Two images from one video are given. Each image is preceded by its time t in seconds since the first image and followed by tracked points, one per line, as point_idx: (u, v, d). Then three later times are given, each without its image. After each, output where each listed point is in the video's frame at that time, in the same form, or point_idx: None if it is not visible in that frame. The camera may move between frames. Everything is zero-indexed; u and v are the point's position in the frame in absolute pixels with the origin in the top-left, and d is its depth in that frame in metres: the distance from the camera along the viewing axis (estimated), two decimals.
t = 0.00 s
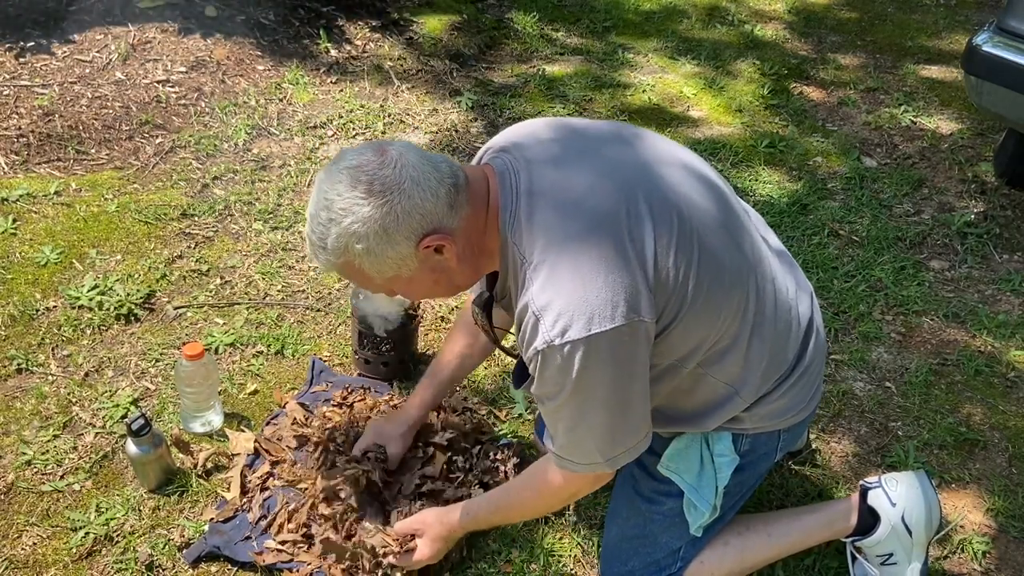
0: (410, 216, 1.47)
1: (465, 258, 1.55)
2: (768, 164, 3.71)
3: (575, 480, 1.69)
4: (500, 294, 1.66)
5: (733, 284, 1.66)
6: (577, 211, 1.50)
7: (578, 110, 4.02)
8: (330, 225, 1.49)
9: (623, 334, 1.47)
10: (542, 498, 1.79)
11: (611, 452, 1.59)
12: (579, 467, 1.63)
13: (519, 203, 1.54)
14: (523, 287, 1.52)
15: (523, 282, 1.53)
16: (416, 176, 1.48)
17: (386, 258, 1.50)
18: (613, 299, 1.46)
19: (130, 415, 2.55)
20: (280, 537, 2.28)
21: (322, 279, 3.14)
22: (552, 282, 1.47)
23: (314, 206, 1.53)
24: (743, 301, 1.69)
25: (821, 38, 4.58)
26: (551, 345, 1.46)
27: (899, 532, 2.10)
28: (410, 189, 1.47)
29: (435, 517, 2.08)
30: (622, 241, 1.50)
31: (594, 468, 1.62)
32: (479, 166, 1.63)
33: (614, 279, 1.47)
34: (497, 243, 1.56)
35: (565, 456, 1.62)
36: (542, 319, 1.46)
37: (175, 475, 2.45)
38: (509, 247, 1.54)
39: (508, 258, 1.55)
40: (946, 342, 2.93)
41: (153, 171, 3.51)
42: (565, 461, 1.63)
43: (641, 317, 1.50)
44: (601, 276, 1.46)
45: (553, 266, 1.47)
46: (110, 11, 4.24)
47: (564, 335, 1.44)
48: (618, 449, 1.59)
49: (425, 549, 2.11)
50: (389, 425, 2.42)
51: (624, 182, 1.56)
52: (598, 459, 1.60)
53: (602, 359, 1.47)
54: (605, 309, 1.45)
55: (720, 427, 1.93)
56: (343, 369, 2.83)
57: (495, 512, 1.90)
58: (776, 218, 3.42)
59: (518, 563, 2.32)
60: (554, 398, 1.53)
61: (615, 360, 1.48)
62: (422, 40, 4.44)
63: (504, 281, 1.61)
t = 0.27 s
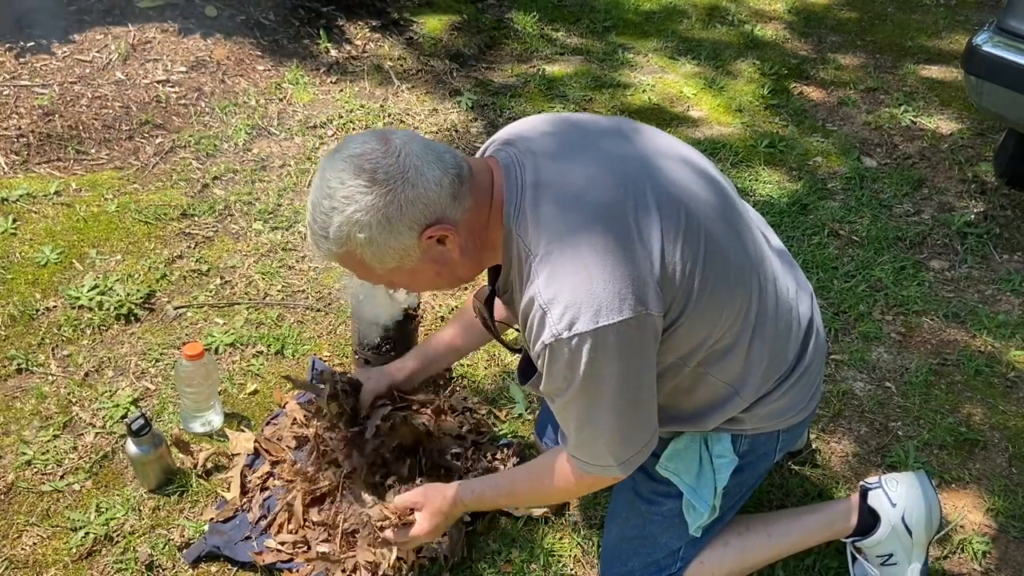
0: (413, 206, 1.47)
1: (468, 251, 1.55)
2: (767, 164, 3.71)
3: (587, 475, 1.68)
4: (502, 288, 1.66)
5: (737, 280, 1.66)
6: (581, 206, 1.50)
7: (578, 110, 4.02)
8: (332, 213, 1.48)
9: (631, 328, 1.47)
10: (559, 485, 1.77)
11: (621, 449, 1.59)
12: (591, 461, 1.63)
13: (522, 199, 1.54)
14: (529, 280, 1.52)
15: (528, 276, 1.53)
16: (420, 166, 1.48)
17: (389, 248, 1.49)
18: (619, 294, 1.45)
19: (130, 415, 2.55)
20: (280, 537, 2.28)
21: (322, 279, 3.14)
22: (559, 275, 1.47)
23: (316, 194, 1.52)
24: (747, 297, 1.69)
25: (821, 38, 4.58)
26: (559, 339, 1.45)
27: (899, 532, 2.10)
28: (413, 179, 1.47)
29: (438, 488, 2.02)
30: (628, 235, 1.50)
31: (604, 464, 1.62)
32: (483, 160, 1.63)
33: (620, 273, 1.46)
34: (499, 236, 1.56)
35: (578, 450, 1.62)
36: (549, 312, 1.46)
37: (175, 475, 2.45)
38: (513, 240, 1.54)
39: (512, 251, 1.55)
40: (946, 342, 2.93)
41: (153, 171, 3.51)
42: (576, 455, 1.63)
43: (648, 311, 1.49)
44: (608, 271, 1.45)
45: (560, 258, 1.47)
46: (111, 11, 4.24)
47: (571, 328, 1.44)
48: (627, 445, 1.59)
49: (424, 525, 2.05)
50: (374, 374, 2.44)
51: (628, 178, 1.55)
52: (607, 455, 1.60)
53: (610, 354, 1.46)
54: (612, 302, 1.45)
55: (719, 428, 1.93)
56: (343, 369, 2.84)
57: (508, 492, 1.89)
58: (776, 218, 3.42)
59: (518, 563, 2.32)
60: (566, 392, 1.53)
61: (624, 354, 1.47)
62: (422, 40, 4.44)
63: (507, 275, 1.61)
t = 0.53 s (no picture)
0: (417, 199, 1.47)
1: (470, 245, 1.56)
2: (767, 164, 3.71)
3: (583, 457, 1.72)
4: (504, 284, 1.66)
5: (740, 278, 1.66)
6: (584, 201, 1.49)
7: (578, 109, 4.02)
8: (336, 204, 1.48)
9: (634, 321, 1.47)
10: (553, 461, 1.81)
11: (620, 439, 1.61)
12: (589, 448, 1.65)
13: (525, 195, 1.54)
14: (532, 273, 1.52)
15: (531, 270, 1.53)
16: (424, 160, 1.48)
17: (392, 241, 1.49)
18: (622, 288, 1.46)
19: (130, 415, 2.55)
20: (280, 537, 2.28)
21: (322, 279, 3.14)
22: (562, 268, 1.47)
23: (319, 185, 1.52)
24: (750, 295, 1.69)
25: (821, 38, 4.59)
26: (562, 331, 1.46)
27: (899, 532, 2.10)
28: (418, 172, 1.47)
29: (432, 451, 2.02)
30: (632, 229, 1.50)
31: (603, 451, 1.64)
32: (486, 155, 1.63)
33: (623, 268, 1.46)
34: (501, 232, 1.57)
35: (577, 438, 1.64)
36: (553, 305, 1.47)
37: (175, 475, 2.45)
38: (516, 234, 1.54)
39: (515, 246, 1.55)
40: (946, 342, 2.93)
41: (153, 171, 3.51)
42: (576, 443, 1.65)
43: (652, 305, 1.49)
44: (612, 265, 1.45)
45: (564, 252, 1.47)
46: (111, 11, 4.24)
47: (574, 321, 1.45)
48: (627, 436, 1.61)
49: (417, 487, 2.04)
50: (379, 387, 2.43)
51: (631, 173, 1.55)
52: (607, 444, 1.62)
53: (612, 347, 1.47)
54: (615, 296, 1.45)
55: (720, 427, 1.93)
56: (343, 369, 2.84)
57: (499, 461, 1.91)
58: (776, 218, 3.42)
59: (518, 563, 2.31)
60: (567, 381, 1.54)
61: (626, 347, 1.48)
62: (422, 40, 4.44)
63: (509, 270, 1.61)
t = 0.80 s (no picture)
0: (417, 193, 1.47)
1: (469, 240, 1.56)
2: (768, 164, 3.71)
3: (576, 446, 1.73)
4: (504, 280, 1.66)
5: (739, 277, 1.66)
6: (584, 199, 1.50)
7: (578, 109, 4.02)
8: (336, 197, 1.48)
9: (631, 317, 1.48)
10: (545, 449, 1.86)
11: (616, 432, 1.62)
12: (582, 441, 1.67)
13: (525, 190, 1.54)
14: (531, 269, 1.52)
15: (530, 265, 1.53)
16: (425, 154, 1.48)
17: (392, 235, 1.49)
18: (620, 286, 1.46)
19: (130, 415, 2.55)
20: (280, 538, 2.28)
21: (322, 279, 3.14)
22: (561, 264, 1.47)
23: (320, 178, 1.51)
24: (748, 294, 1.69)
25: (821, 38, 4.59)
26: (559, 327, 1.47)
27: (899, 532, 2.10)
28: (418, 166, 1.47)
29: (421, 432, 2.09)
30: (631, 226, 1.50)
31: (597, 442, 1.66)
32: (487, 150, 1.63)
33: (622, 266, 1.47)
34: (501, 227, 1.57)
35: (571, 429, 1.65)
36: (551, 301, 1.47)
37: (175, 475, 2.45)
38: (516, 230, 1.54)
39: (514, 242, 1.55)
40: (946, 342, 2.93)
41: (153, 171, 3.51)
42: (571, 435, 1.67)
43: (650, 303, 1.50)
44: (611, 263, 1.45)
45: (563, 248, 1.47)
46: (111, 11, 4.24)
47: (572, 317, 1.45)
48: (622, 429, 1.62)
49: (408, 466, 2.09)
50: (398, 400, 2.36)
51: (631, 170, 1.55)
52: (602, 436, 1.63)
53: (609, 342, 1.48)
54: (613, 293, 1.45)
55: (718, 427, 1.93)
56: (343, 369, 2.83)
57: (490, 445, 1.98)
58: (776, 218, 3.42)
59: (518, 563, 2.31)
60: (562, 376, 1.56)
61: (622, 342, 1.48)
62: (422, 40, 4.44)
63: (508, 266, 1.61)
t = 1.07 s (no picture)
0: (418, 173, 1.47)
1: (468, 224, 1.55)
2: (768, 164, 3.71)
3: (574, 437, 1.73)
4: (504, 268, 1.66)
5: (741, 273, 1.66)
6: (588, 188, 1.49)
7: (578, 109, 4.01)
8: (337, 171, 1.48)
9: (632, 307, 1.47)
10: (545, 436, 1.85)
11: (613, 425, 1.61)
12: (580, 432, 1.66)
13: (528, 177, 1.54)
14: (532, 257, 1.52)
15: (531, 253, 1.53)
16: (428, 133, 1.48)
17: (390, 213, 1.49)
18: (623, 275, 1.46)
19: (130, 415, 2.55)
20: (281, 538, 2.28)
21: (322, 279, 3.14)
22: (563, 252, 1.47)
23: (322, 152, 1.52)
24: (749, 290, 1.69)
25: (821, 38, 4.59)
26: (560, 315, 1.46)
27: (899, 534, 2.10)
28: (420, 145, 1.47)
29: (421, 407, 2.09)
30: (634, 217, 1.49)
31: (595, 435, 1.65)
32: (492, 136, 1.63)
33: (625, 255, 1.46)
34: (502, 213, 1.57)
35: (569, 419, 1.65)
36: (552, 288, 1.47)
37: (175, 475, 2.45)
38: (517, 216, 1.54)
39: (515, 228, 1.55)
40: (946, 342, 2.93)
41: (153, 171, 3.51)
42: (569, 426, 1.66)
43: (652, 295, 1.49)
44: (613, 252, 1.45)
45: (566, 236, 1.47)
46: (111, 11, 4.24)
47: (573, 305, 1.45)
48: (620, 423, 1.61)
49: (406, 439, 2.08)
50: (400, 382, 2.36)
51: (636, 162, 1.55)
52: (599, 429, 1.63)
53: (610, 333, 1.47)
54: (615, 282, 1.45)
55: (713, 428, 1.93)
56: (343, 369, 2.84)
57: (491, 427, 1.96)
58: (776, 218, 3.43)
59: (518, 562, 2.31)
60: (562, 365, 1.55)
61: (623, 332, 1.48)
62: (422, 40, 4.44)
63: (508, 253, 1.61)
